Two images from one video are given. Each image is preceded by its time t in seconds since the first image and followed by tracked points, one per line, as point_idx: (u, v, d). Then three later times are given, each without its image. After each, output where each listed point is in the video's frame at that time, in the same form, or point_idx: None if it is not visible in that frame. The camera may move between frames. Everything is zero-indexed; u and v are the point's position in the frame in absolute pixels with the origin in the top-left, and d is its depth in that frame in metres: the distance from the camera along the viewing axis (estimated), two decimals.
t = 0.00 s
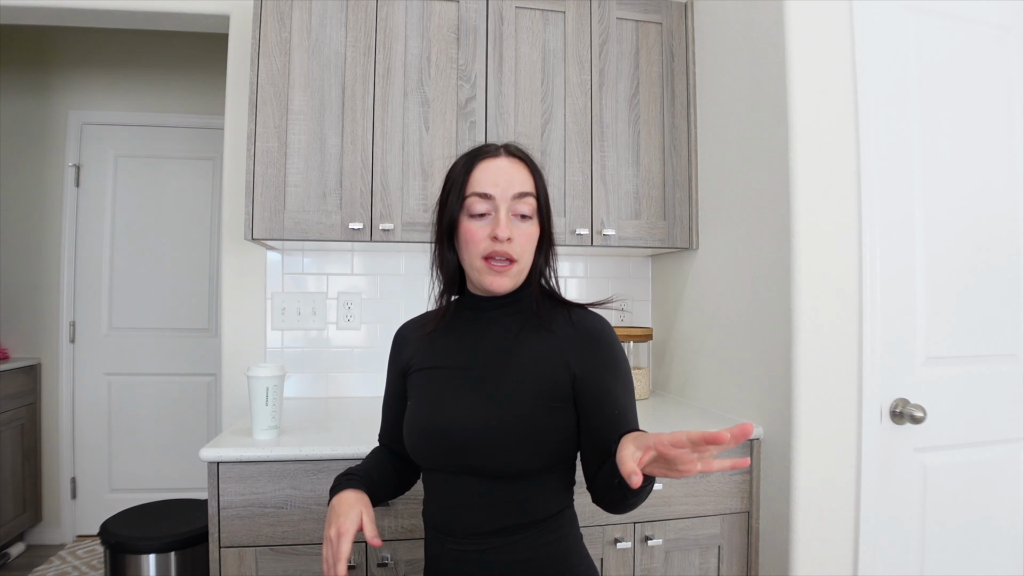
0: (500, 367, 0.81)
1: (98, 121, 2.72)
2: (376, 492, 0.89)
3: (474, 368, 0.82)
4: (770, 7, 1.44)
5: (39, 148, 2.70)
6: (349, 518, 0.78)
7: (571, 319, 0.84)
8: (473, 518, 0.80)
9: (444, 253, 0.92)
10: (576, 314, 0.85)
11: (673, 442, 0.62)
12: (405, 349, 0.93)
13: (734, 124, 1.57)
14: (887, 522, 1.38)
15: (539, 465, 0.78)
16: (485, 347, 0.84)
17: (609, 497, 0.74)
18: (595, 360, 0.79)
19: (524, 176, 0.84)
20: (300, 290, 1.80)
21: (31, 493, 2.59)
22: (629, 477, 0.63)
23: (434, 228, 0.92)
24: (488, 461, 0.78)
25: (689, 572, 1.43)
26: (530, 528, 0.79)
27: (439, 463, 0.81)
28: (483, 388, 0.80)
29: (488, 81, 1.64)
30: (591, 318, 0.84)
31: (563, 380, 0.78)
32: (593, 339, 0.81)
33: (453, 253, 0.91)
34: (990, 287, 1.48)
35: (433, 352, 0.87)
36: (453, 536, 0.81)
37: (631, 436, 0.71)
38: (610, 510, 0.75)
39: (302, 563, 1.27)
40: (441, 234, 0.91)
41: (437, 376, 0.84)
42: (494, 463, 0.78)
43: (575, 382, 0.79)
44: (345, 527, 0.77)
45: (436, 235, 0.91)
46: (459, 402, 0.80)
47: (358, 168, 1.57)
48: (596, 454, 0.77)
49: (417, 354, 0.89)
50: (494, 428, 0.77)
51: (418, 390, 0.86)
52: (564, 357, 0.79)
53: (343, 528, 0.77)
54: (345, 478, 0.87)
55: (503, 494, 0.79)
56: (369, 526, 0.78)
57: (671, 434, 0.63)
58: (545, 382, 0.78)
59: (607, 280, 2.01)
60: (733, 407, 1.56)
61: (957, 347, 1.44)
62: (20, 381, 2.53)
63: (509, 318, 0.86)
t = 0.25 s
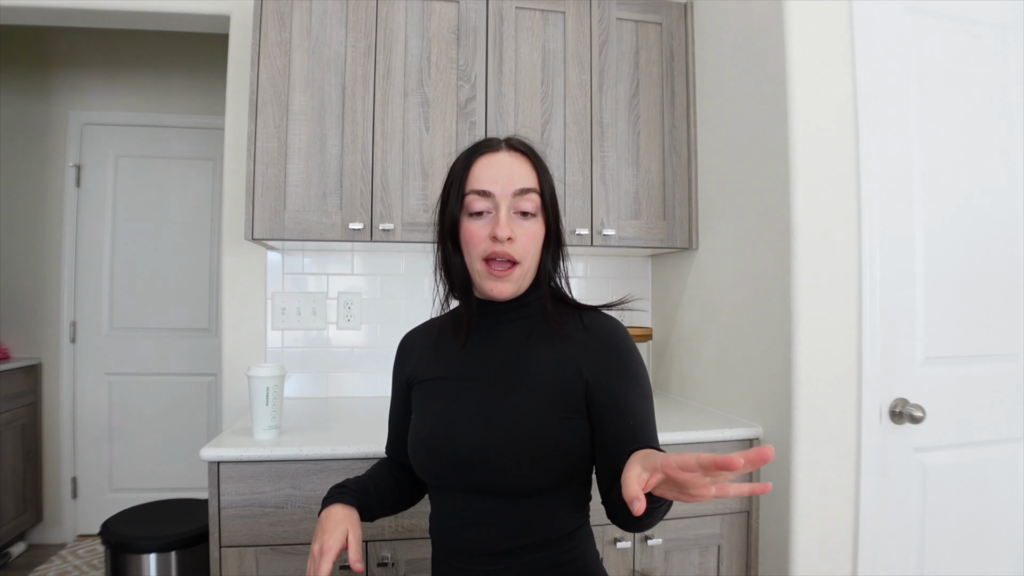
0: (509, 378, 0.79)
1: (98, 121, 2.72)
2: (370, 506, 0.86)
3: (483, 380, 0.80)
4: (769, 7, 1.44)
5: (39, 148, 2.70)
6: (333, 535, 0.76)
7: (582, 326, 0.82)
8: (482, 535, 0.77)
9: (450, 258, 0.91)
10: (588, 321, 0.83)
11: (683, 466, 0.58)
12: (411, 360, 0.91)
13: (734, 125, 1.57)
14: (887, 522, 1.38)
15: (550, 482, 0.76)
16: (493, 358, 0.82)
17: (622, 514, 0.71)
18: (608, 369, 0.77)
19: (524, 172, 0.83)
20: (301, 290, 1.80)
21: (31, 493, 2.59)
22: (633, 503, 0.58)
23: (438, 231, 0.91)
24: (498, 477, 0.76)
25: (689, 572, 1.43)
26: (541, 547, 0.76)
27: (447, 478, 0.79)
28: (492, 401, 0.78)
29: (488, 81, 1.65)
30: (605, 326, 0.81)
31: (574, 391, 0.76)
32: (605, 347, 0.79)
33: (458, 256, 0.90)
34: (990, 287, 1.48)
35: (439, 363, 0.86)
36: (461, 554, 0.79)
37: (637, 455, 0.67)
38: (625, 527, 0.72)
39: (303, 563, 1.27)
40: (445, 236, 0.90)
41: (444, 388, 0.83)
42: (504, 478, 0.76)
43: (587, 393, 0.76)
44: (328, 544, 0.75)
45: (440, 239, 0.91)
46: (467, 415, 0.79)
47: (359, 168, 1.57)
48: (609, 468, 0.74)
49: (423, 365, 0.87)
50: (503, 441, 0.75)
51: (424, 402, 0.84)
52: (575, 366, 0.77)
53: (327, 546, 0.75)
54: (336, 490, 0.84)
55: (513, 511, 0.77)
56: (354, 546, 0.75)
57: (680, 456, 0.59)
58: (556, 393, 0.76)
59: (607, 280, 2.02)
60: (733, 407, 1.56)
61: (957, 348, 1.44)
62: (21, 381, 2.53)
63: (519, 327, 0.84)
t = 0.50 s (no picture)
0: (519, 384, 0.78)
1: (98, 121, 2.72)
2: (387, 520, 0.82)
3: (491, 387, 0.79)
4: (769, 7, 1.44)
5: (39, 148, 2.71)
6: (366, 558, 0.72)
7: (591, 328, 0.81)
8: (492, 546, 0.76)
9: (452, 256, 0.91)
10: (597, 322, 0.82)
11: (714, 485, 0.57)
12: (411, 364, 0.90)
13: (734, 125, 1.57)
14: (887, 522, 1.38)
15: (561, 490, 0.75)
16: (501, 363, 0.81)
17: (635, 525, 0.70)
18: (620, 373, 0.76)
19: (525, 164, 0.82)
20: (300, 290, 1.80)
21: (31, 493, 2.59)
22: (660, 521, 0.56)
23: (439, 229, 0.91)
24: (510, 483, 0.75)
25: (689, 572, 1.43)
26: (553, 557, 0.76)
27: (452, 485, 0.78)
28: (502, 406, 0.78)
29: (488, 81, 1.64)
30: (615, 328, 0.81)
31: (588, 396, 0.76)
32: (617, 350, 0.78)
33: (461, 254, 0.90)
34: (990, 287, 1.48)
35: (442, 368, 0.84)
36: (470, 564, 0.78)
37: (658, 472, 0.65)
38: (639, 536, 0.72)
39: (303, 563, 1.28)
40: (447, 234, 0.90)
41: (449, 394, 0.82)
42: (515, 487, 0.75)
43: (601, 397, 0.76)
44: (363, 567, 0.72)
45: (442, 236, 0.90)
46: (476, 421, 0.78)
47: (358, 168, 1.57)
48: (622, 475, 0.74)
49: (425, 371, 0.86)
50: (513, 448, 0.74)
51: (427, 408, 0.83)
52: (588, 369, 0.77)
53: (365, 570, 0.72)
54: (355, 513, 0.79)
55: (524, 519, 0.76)
56: (387, 566, 0.71)
57: (710, 476, 0.58)
58: (568, 399, 0.76)
59: (607, 280, 2.02)
60: (733, 407, 1.56)
61: (957, 347, 1.44)
62: (21, 381, 2.53)
63: (525, 330, 0.83)
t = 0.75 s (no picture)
0: (533, 388, 0.78)
1: (98, 121, 2.72)
2: (388, 520, 0.81)
3: (503, 390, 0.79)
4: (769, 7, 1.44)
5: (39, 148, 2.71)
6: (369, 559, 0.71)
7: (604, 330, 0.83)
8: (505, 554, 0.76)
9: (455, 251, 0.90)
10: (608, 324, 0.83)
11: (747, 492, 0.58)
12: (410, 365, 0.87)
13: (734, 125, 1.57)
14: (887, 523, 1.38)
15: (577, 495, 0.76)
16: (513, 367, 0.80)
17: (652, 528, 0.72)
18: (636, 375, 0.78)
19: (532, 162, 0.82)
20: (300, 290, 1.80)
21: (31, 493, 2.59)
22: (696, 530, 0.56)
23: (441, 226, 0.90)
24: (525, 490, 0.75)
25: (689, 572, 1.43)
26: (567, 562, 0.76)
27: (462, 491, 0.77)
28: (517, 411, 0.77)
29: (488, 81, 1.65)
30: (627, 330, 0.82)
31: (603, 398, 0.77)
32: (630, 352, 0.80)
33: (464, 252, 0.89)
34: (990, 288, 1.48)
35: (448, 370, 0.83)
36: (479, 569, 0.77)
37: (687, 478, 0.66)
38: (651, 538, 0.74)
39: (302, 563, 1.28)
40: (451, 231, 0.89)
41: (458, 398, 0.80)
42: (529, 492, 0.75)
43: (616, 400, 0.77)
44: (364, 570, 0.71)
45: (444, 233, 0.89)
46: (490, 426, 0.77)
47: (358, 168, 1.57)
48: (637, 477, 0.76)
49: (428, 373, 0.84)
50: (531, 454, 0.74)
51: (432, 411, 0.81)
52: (604, 372, 0.78)
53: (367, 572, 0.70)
54: (358, 512, 0.79)
55: (537, 524, 0.76)
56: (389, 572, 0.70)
57: (743, 483, 0.59)
58: (584, 401, 0.77)
59: (607, 280, 2.02)
60: (733, 408, 1.56)
61: (957, 348, 1.44)
62: (21, 381, 2.53)
63: (536, 333, 0.83)
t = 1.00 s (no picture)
0: (542, 384, 0.79)
1: (98, 121, 2.72)
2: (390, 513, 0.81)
3: (513, 391, 0.78)
4: (769, 7, 1.44)
5: (39, 148, 2.70)
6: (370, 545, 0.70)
7: (608, 326, 0.84)
8: (516, 552, 0.75)
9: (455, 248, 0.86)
10: (612, 319, 0.85)
11: (774, 467, 0.63)
12: (408, 365, 0.84)
13: (734, 125, 1.57)
14: (887, 523, 1.39)
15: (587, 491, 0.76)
16: (522, 366, 0.80)
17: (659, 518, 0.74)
18: (644, 368, 0.80)
19: (544, 163, 0.81)
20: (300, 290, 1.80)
21: (31, 493, 2.59)
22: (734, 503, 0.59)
23: (441, 221, 0.87)
24: (538, 490, 0.75)
25: (689, 572, 1.43)
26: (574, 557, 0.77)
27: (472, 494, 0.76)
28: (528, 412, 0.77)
29: (488, 81, 1.65)
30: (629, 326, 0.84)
31: (612, 393, 0.78)
32: (635, 348, 0.81)
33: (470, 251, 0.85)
34: (990, 287, 1.48)
35: (453, 371, 0.81)
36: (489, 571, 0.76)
37: (705, 461, 0.69)
38: (655, 526, 0.77)
39: (303, 563, 1.28)
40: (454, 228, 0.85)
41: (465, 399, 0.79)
42: (542, 488, 0.75)
43: (623, 396, 0.79)
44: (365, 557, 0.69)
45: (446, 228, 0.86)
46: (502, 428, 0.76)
47: (358, 168, 1.57)
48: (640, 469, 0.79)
49: (430, 374, 0.82)
50: (544, 454, 0.75)
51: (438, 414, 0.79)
52: (612, 370, 0.79)
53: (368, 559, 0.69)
54: (358, 512, 0.76)
55: (548, 523, 0.76)
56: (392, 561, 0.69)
57: (767, 459, 0.64)
58: (594, 399, 0.78)
59: (607, 280, 2.02)
60: (733, 407, 1.56)
61: (957, 347, 1.44)
62: (21, 381, 2.53)
63: (541, 331, 0.83)
